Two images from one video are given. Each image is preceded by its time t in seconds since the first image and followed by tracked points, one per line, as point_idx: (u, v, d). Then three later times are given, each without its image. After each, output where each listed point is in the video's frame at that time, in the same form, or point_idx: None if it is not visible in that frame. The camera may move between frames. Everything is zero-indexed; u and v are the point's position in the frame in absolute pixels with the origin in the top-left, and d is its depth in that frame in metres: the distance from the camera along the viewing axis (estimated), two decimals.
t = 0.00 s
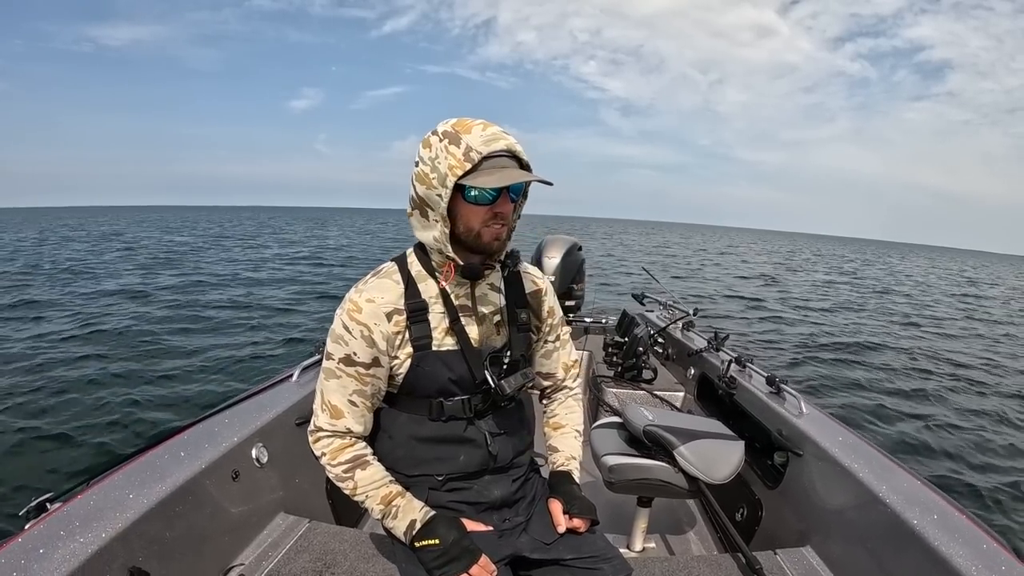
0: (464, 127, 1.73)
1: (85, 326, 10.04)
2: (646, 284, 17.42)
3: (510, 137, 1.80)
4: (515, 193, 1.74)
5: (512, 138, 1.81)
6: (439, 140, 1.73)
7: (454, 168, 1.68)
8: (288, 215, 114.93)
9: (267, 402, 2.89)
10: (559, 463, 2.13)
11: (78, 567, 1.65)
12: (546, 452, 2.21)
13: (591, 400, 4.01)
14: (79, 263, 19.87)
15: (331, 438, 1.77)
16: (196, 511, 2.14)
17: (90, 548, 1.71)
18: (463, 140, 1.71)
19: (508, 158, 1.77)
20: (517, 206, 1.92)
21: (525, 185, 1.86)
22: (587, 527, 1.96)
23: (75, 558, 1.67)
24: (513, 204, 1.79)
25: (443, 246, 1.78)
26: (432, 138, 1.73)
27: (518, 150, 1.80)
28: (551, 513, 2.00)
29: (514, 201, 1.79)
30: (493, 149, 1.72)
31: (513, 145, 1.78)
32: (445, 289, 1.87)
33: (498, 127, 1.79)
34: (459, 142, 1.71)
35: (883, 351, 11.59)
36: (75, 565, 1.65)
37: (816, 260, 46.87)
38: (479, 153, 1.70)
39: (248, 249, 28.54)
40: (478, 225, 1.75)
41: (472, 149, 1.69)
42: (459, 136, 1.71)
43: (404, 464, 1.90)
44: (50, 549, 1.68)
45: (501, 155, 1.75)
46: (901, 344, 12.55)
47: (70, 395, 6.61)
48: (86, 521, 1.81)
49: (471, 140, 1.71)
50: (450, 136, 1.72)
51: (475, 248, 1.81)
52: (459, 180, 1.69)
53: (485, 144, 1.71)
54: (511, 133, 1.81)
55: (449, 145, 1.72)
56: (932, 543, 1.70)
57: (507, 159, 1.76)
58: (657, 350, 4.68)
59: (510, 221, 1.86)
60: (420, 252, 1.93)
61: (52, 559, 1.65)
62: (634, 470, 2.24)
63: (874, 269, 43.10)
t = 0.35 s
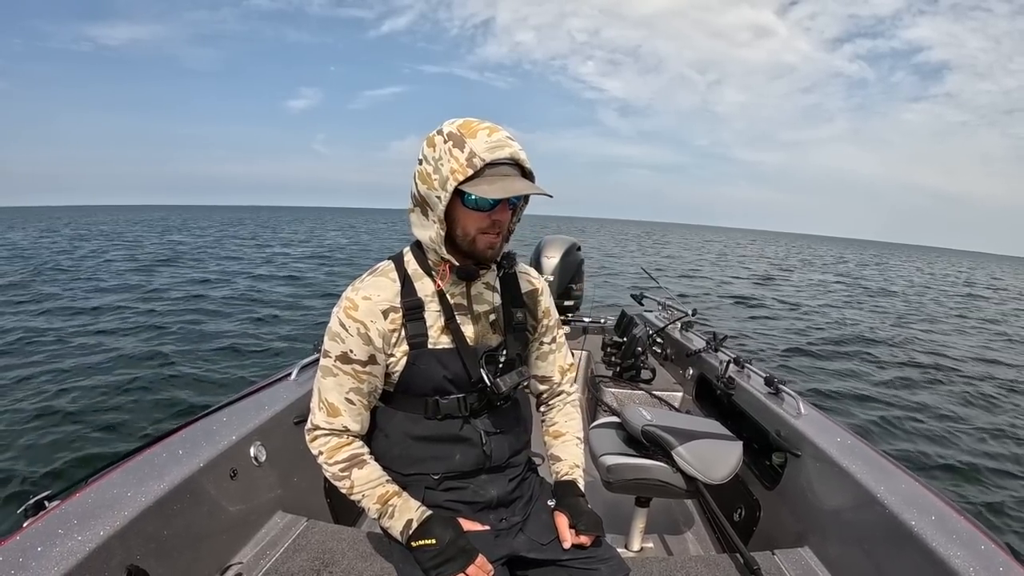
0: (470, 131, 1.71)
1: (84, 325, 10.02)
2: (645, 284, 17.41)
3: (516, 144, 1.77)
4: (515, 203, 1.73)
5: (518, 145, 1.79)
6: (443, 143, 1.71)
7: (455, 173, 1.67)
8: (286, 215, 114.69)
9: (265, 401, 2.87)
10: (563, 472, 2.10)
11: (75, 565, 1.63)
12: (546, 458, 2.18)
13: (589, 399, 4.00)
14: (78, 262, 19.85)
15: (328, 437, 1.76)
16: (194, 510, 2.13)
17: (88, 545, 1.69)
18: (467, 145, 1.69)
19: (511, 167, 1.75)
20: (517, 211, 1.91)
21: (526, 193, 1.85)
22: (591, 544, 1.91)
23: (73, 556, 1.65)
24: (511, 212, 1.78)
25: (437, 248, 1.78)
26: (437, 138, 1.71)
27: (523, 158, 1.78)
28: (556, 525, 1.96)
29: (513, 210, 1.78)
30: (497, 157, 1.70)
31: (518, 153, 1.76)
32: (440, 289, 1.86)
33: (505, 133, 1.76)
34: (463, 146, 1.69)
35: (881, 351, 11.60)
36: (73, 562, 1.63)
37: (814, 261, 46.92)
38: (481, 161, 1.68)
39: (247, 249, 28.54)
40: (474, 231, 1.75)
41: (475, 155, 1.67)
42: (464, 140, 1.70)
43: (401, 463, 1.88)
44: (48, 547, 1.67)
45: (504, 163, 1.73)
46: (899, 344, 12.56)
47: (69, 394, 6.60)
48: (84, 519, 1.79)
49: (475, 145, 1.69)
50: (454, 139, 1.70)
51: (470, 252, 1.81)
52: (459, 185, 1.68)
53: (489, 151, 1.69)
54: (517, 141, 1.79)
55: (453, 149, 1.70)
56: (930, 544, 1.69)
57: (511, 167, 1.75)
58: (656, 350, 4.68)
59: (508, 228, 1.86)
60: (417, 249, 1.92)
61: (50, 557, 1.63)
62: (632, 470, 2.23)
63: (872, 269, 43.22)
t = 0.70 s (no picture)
0: (499, 139, 1.74)
1: (87, 325, 10.06)
2: (646, 282, 17.43)
3: (542, 157, 1.80)
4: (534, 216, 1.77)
5: (544, 158, 1.82)
6: (472, 148, 1.73)
7: (480, 180, 1.69)
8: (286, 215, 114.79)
9: (271, 404, 2.89)
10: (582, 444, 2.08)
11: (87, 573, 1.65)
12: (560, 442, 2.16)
13: (594, 395, 4.03)
14: (79, 262, 19.89)
15: (340, 431, 1.77)
16: (203, 516, 2.15)
17: (100, 554, 1.71)
18: (495, 154, 1.71)
19: (535, 179, 1.78)
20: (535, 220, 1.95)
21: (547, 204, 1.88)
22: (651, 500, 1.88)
23: (86, 564, 1.67)
24: (529, 223, 1.81)
25: (453, 249, 1.81)
26: (466, 142, 1.74)
27: (547, 171, 1.81)
28: (608, 480, 1.92)
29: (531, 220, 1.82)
30: (522, 168, 1.73)
31: (544, 165, 1.79)
32: (453, 286, 1.89)
33: (533, 146, 1.79)
34: (490, 154, 1.71)
35: (883, 348, 11.62)
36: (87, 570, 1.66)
37: (814, 260, 47.00)
38: (507, 170, 1.71)
39: (249, 248, 28.59)
40: (492, 237, 1.78)
41: (501, 164, 1.70)
42: (491, 148, 1.72)
43: (410, 460, 1.91)
44: (60, 556, 1.69)
45: (530, 175, 1.76)
46: (900, 341, 12.59)
47: (75, 394, 6.64)
48: (94, 527, 1.81)
49: (503, 155, 1.71)
50: (482, 146, 1.72)
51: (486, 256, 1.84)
52: (483, 192, 1.70)
53: (516, 162, 1.71)
54: (543, 152, 1.82)
55: (481, 155, 1.72)
56: (938, 531, 1.72)
57: (535, 180, 1.77)
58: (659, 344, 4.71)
59: (525, 238, 1.89)
60: (433, 246, 1.95)
61: (63, 565, 1.65)
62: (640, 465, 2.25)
63: (872, 267, 43.29)
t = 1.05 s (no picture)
0: (504, 139, 1.75)
1: (89, 326, 10.09)
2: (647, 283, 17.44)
3: (547, 157, 1.82)
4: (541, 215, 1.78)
5: (549, 158, 1.83)
6: (477, 147, 1.74)
7: (486, 179, 1.70)
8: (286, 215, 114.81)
9: (273, 408, 2.90)
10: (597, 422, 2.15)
11: None
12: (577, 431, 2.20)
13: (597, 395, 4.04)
14: (81, 263, 19.94)
15: (342, 435, 1.78)
16: (207, 520, 2.16)
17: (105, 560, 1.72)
18: (501, 153, 1.72)
19: (541, 178, 1.79)
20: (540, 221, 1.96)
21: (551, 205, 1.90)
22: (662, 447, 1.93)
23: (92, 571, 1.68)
24: (536, 223, 1.82)
25: (458, 249, 1.82)
26: (472, 142, 1.75)
27: (553, 171, 1.83)
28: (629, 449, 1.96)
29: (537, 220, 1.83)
30: (528, 168, 1.74)
31: (549, 165, 1.80)
32: (457, 287, 1.90)
33: (538, 146, 1.80)
34: (497, 154, 1.73)
35: (884, 347, 11.62)
36: None
37: (814, 259, 46.97)
38: (514, 169, 1.72)
39: (250, 249, 28.66)
40: (499, 237, 1.79)
41: (508, 163, 1.71)
42: (497, 148, 1.74)
43: (413, 463, 1.92)
44: (66, 563, 1.70)
45: (536, 175, 1.78)
46: (901, 340, 12.57)
47: (78, 396, 6.66)
48: (99, 534, 1.82)
49: (509, 154, 1.72)
50: (488, 146, 1.74)
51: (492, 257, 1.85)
52: (489, 192, 1.72)
53: (522, 161, 1.73)
54: (548, 153, 1.83)
55: (487, 155, 1.73)
56: (943, 525, 1.74)
57: (540, 179, 1.79)
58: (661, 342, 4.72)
59: (531, 238, 1.90)
60: (437, 247, 1.96)
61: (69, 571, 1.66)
62: (644, 463, 2.26)
63: (871, 266, 43.34)
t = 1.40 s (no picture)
0: (490, 131, 1.77)
1: (88, 326, 10.08)
2: (647, 283, 17.41)
3: (535, 145, 1.82)
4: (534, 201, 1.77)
5: (537, 146, 1.83)
6: (464, 142, 1.76)
7: (474, 169, 1.71)
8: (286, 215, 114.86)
9: (272, 407, 2.89)
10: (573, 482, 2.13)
11: None
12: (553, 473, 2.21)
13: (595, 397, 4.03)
14: (80, 264, 19.90)
15: (341, 434, 1.77)
16: (204, 518, 2.14)
17: (100, 558, 1.71)
18: (487, 143, 1.74)
19: (530, 165, 1.79)
20: (538, 215, 1.94)
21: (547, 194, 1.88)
22: (608, 557, 1.88)
23: (87, 568, 1.67)
24: (531, 211, 1.81)
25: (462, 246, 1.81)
26: (459, 138, 1.77)
27: (542, 159, 1.82)
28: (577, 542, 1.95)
29: (532, 208, 1.81)
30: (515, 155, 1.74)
31: (537, 152, 1.80)
32: (458, 287, 1.88)
33: (525, 135, 1.81)
34: (483, 144, 1.74)
35: (884, 347, 11.60)
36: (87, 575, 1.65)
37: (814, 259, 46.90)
38: (500, 157, 1.73)
39: (250, 249, 28.62)
40: (494, 228, 1.78)
41: (494, 152, 1.72)
42: (484, 139, 1.75)
43: (412, 463, 1.91)
44: (61, 560, 1.68)
45: (524, 162, 1.77)
46: (902, 340, 12.54)
47: (77, 396, 6.66)
48: (94, 531, 1.81)
49: (496, 143, 1.74)
50: (475, 138, 1.75)
51: (491, 251, 1.82)
52: (478, 182, 1.72)
53: (508, 149, 1.73)
54: (536, 142, 1.83)
55: (474, 147, 1.75)
56: (940, 529, 1.73)
57: (529, 166, 1.78)
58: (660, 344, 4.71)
59: (529, 229, 1.89)
60: (438, 249, 1.95)
61: (63, 570, 1.65)
62: (642, 465, 2.25)
63: (870, 265, 43.31)
